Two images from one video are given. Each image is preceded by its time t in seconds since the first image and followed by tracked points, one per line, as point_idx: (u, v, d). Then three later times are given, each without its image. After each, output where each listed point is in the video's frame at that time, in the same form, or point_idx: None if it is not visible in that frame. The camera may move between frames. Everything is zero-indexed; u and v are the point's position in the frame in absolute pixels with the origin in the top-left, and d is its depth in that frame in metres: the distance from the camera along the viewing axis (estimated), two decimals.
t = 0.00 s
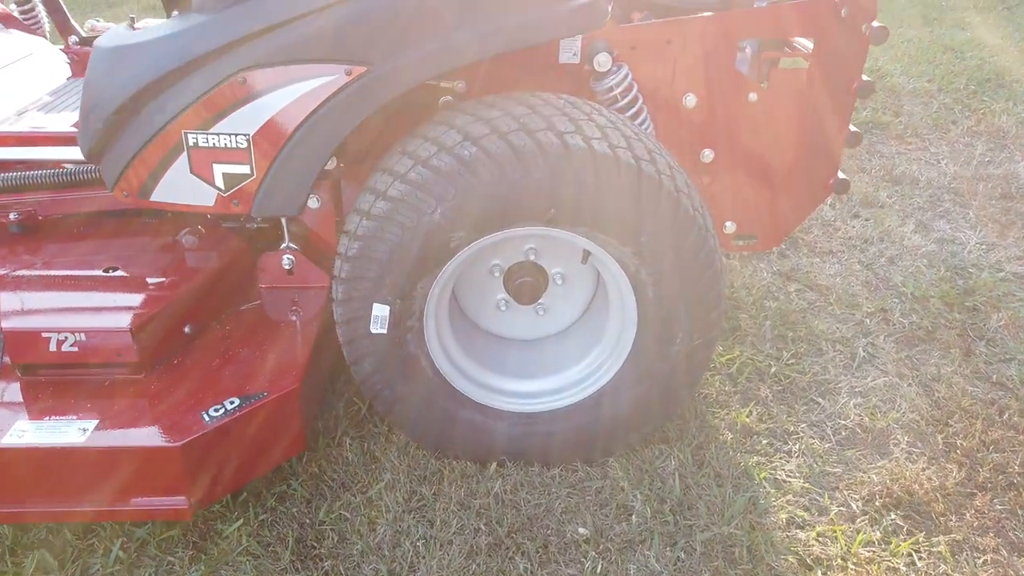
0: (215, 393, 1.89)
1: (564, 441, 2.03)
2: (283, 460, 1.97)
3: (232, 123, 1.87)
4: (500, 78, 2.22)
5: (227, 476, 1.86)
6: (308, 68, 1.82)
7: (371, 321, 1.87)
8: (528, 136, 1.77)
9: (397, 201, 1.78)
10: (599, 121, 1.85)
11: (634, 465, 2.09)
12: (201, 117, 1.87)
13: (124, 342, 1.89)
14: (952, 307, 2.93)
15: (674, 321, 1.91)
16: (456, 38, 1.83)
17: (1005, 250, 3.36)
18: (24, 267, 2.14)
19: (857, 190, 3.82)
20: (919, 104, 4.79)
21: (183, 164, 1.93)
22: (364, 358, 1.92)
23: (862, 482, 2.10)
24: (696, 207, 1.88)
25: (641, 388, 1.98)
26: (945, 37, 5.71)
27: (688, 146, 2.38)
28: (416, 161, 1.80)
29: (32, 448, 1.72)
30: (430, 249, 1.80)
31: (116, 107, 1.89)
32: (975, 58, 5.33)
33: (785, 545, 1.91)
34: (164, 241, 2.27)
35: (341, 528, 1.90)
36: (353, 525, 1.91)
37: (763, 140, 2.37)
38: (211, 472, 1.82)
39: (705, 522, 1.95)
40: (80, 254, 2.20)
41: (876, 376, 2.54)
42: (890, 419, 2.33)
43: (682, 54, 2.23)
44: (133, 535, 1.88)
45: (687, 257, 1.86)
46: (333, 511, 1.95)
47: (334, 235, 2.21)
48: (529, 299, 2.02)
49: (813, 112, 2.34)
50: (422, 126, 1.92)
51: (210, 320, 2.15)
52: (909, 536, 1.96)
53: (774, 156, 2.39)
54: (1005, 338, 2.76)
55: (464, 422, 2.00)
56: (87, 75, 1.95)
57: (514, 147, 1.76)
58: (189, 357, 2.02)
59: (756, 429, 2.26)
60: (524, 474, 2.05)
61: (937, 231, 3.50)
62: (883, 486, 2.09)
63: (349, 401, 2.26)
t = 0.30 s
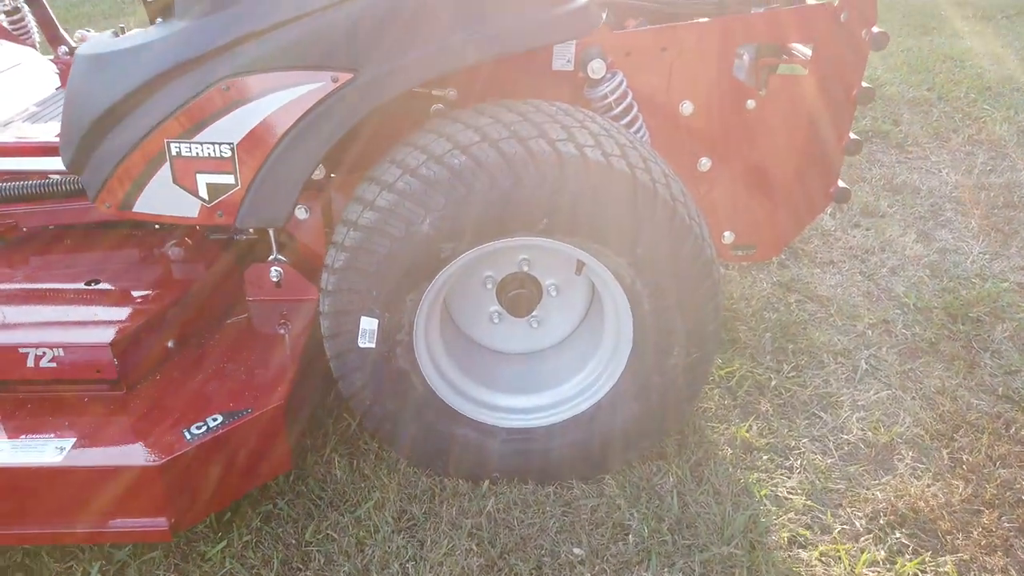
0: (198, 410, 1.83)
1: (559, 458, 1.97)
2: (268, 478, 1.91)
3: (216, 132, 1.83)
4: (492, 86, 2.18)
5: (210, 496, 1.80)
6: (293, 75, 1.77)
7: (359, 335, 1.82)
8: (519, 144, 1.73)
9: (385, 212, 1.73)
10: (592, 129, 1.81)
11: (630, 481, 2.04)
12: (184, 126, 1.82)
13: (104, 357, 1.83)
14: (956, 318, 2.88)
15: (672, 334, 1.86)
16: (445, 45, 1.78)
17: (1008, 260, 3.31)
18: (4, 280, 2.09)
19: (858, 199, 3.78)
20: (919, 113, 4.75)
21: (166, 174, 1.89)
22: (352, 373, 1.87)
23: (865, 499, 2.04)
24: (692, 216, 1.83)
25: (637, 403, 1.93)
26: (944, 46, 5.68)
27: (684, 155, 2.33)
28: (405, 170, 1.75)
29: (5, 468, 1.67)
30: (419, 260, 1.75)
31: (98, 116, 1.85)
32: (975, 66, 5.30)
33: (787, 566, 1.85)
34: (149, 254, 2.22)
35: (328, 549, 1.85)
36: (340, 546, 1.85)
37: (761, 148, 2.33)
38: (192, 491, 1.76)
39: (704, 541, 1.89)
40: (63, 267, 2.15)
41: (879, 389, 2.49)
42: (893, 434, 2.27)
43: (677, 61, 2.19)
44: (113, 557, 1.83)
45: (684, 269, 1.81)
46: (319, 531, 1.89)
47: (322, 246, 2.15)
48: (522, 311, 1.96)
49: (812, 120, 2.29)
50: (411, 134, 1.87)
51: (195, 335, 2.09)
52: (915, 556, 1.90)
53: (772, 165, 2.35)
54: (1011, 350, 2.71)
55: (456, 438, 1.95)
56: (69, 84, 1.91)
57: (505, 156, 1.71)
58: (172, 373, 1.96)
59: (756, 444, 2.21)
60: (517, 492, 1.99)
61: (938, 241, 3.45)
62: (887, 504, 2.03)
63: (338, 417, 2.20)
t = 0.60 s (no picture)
0: (179, 429, 1.79)
1: (551, 477, 1.92)
2: (252, 498, 1.86)
3: (199, 144, 1.79)
4: (483, 96, 2.14)
5: (191, 517, 1.76)
6: (278, 86, 1.74)
7: (345, 351, 1.78)
8: (508, 156, 1.69)
9: (371, 225, 1.69)
10: (583, 140, 1.77)
11: (625, 500, 1.99)
12: (167, 138, 1.79)
13: (84, 375, 1.79)
14: (957, 331, 2.84)
15: (665, 349, 1.82)
16: (433, 55, 1.75)
17: (1009, 271, 3.27)
18: None
19: (857, 210, 3.75)
20: (918, 122, 4.72)
21: (149, 187, 1.85)
22: (339, 390, 1.83)
23: (866, 518, 1.99)
24: (685, 228, 1.79)
25: (631, 420, 1.88)
26: (943, 55, 5.66)
27: (679, 165, 2.29)
28: (391, 183, 1.71)
29: None
30: (406, 275, 1.71)
31: (80, 128, 1.81)
32: (974, 76, 5.28)
33: None
34: (136, 268, 2.18)
35: (313, 572, 1.80)
36: (327, 568, 1.81)
37: (756, 159, 2.29)
38: (173, 513, 1.72)
39: (700, 562, 1.85)
40: (46, 281, 2.12)
41: (879, 404, 2.44)
42: (893, 449, 2.22)
43: (671, 72, 2.15)
44: None
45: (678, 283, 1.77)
46: (305, 553, 1.84)
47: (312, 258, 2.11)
48: (513, 325, 1.92)
49: (808, 130, 2.26)
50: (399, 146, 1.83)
51: (180, 351, 2.06)
52: None
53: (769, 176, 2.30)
54: (1013, 363, 2.67)
55: (446, 456, 1.90)
56: (51, 97, 1.88)
57: (493, 167, 1.67)
58: (155, 391, 1.92)
59: (753, 460, 2.16)
60: (508, 512, 1.94)
61: (939, 252, 3.41)
62: (888, 522, 1.98)
63: (326, 435, 2.15)
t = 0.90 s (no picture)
0: (163, 448, 1.75)
1: (545, 495, 1.89)
2: (239, 518, 1.82)
3: (184, 158, 1.77)
4: (476, 107, 2.11)
5: (176, 539, 1.71)
6: (264, 99, 1.71)
7: (334, 368, 1.74)
8: (499, 170, 1.65)
9: (359, 240, 1.65)
10: (575, 153, 1.74)
11: (620, 518, 1.95)
12: (152, 152, 1.77)
13: (67, 394, 1.76)
14: (959, 342, 2.80)
15: (661, 366, 1.78)
16: (423, 67, 1.71)
17: (1011, 281, 3.24)
18: None
19: (857, 219, 3.71)
20: (918, 130, 4.69)
21: (133, 202, 1.83)
22: (328, 407, 1.79)
23: (866, 536, 1.95)
24: (680, 243, 1.75)
25: (626, 437, 1.84)
26: (943, 63, 5.64)
27: (674, 177, 2.26)
28: (380, 197, 1.67)
29: None
30: (395, 290, 1.67)
31: (64, 141, 1.78)
32: (974, 83, 5.26)
33: None
34: (124, 282, 2.15)
35: None
36: None
37: (754, 170, 2.26)
38: (156, 536, 1.67)
39: None
40: (32, 296, 2.09)
41: (879, 418, 2.41)
42: (894, 465, 2.18)
43: (666, 82, 2.12)
44: None
45: (673, 298, 1.73)
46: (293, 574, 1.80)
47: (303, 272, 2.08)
48: (506, 340, 1.88)
49: (806, 140, 2.23)
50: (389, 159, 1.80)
51: (166, 368, 2.02)
52: None
53: (767, 187, 2.28)
54: (1016, 375, 2.63)
55: (437, 475, 1.86)
56: (36, 109, 1.85)
57: (484, 181, 1.63)
58: (141, 409, 1.89)
59: (751, 477, 2.12)
60: (501, 532, 1.91)
61: (939, 261, 3.38)
62: (888, 541, 1.94)
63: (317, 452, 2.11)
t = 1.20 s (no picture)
0: (126, 479, 1.69)
1: (527, 524, 1.82)
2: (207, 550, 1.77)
3: (150, 177, 1.69)
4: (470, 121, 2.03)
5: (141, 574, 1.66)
6: (232, 116, 1.64)
7: (306, 396, 1.68)
8: (476, 190, 1.58)
9: (331, 263, 1.58)
10: (556, 170, 1.68)
11: (605, 547, 1.90)
12: (117, 171, 1.69)
13: (27, 424, 1.70)
14: (956, 357, 2.74)
15: (646, 392, 1.71)
16: (396, 81, 1.63)
17: (1009, 293, 3.18)
18: None
19: (852, 228, 3.66)
20: (914, 136, 4.63)
21: (97, 223, 1.75)
22: (301, 435, 1.73)
23: (860, 564, 1.89)
24: (665, 265, 1.68)
25: (611, 465, 1.78)
26: (940, 67, 5.58)
27: (661, 192, 2.17)
28: (353, 217, 1.60)
29: None
30: (368, 315, 1.60)
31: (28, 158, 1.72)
32: (971, 88, 5.20)
33: None
34: (94, 301, 2.08)
35: None
36: None
37: (744, 184, 2.19)
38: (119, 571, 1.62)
39: None
40: None
41: (874, 437, 2.34)
42: (889, 488, 2.12)
43: (652, 95, 2.05)
44: None
45: (658, 320, 1.67)
46: None
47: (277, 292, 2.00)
48: (487, 362, 1.82)
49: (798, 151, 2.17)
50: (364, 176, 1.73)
51: (137, 391, 1.97)
52: None
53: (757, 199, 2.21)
54: (1014, 392, 2.57)
55: (415, 504, 1.80)
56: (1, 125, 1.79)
57: (459, 202, 1.56)
58: (106, 436, 1.83)
59: (742, 501, 2.05)
60: (482, 562, 1.85)
61: (936, 272, 3.32)
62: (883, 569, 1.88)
63: (293, 478, 2.05)
